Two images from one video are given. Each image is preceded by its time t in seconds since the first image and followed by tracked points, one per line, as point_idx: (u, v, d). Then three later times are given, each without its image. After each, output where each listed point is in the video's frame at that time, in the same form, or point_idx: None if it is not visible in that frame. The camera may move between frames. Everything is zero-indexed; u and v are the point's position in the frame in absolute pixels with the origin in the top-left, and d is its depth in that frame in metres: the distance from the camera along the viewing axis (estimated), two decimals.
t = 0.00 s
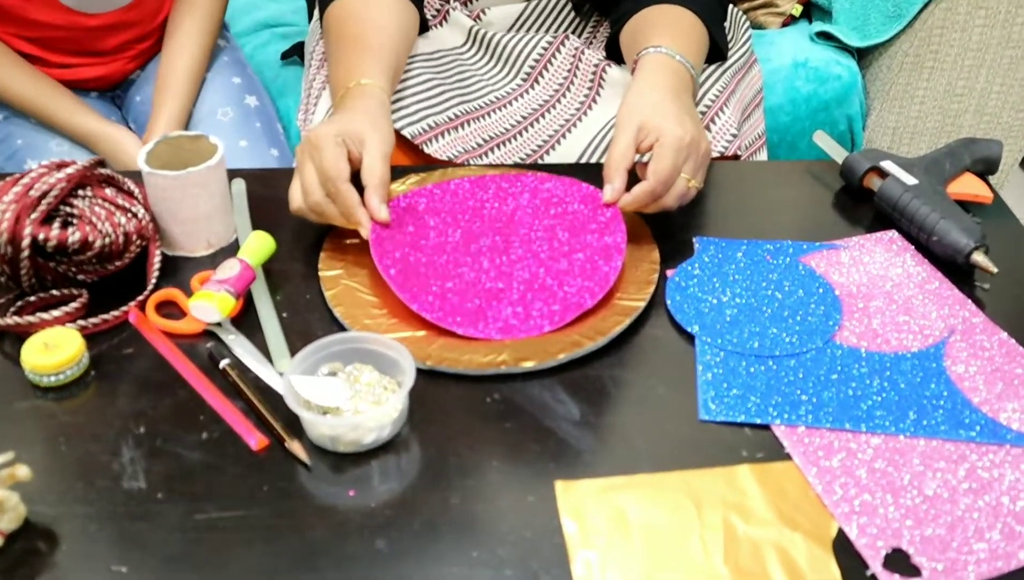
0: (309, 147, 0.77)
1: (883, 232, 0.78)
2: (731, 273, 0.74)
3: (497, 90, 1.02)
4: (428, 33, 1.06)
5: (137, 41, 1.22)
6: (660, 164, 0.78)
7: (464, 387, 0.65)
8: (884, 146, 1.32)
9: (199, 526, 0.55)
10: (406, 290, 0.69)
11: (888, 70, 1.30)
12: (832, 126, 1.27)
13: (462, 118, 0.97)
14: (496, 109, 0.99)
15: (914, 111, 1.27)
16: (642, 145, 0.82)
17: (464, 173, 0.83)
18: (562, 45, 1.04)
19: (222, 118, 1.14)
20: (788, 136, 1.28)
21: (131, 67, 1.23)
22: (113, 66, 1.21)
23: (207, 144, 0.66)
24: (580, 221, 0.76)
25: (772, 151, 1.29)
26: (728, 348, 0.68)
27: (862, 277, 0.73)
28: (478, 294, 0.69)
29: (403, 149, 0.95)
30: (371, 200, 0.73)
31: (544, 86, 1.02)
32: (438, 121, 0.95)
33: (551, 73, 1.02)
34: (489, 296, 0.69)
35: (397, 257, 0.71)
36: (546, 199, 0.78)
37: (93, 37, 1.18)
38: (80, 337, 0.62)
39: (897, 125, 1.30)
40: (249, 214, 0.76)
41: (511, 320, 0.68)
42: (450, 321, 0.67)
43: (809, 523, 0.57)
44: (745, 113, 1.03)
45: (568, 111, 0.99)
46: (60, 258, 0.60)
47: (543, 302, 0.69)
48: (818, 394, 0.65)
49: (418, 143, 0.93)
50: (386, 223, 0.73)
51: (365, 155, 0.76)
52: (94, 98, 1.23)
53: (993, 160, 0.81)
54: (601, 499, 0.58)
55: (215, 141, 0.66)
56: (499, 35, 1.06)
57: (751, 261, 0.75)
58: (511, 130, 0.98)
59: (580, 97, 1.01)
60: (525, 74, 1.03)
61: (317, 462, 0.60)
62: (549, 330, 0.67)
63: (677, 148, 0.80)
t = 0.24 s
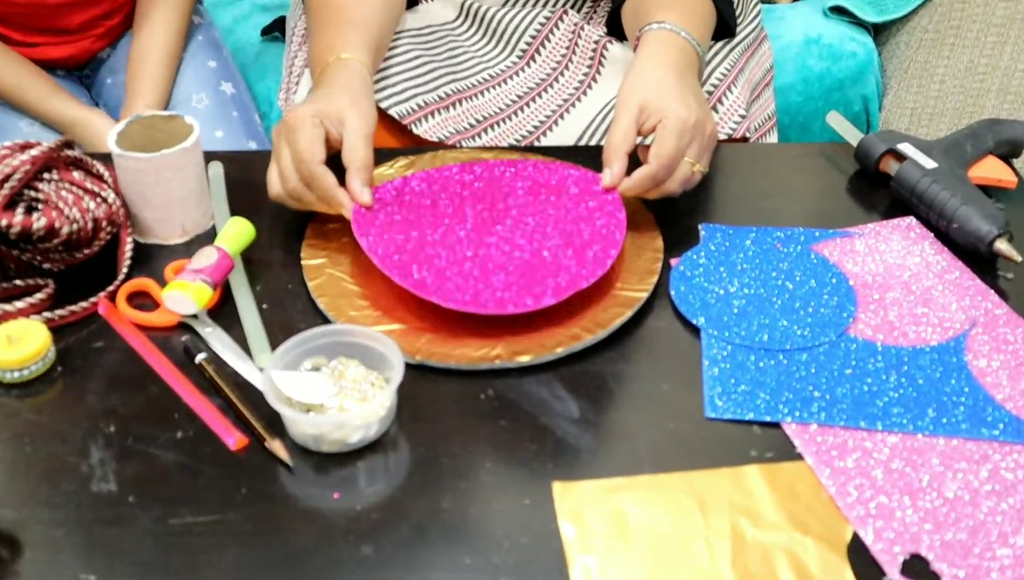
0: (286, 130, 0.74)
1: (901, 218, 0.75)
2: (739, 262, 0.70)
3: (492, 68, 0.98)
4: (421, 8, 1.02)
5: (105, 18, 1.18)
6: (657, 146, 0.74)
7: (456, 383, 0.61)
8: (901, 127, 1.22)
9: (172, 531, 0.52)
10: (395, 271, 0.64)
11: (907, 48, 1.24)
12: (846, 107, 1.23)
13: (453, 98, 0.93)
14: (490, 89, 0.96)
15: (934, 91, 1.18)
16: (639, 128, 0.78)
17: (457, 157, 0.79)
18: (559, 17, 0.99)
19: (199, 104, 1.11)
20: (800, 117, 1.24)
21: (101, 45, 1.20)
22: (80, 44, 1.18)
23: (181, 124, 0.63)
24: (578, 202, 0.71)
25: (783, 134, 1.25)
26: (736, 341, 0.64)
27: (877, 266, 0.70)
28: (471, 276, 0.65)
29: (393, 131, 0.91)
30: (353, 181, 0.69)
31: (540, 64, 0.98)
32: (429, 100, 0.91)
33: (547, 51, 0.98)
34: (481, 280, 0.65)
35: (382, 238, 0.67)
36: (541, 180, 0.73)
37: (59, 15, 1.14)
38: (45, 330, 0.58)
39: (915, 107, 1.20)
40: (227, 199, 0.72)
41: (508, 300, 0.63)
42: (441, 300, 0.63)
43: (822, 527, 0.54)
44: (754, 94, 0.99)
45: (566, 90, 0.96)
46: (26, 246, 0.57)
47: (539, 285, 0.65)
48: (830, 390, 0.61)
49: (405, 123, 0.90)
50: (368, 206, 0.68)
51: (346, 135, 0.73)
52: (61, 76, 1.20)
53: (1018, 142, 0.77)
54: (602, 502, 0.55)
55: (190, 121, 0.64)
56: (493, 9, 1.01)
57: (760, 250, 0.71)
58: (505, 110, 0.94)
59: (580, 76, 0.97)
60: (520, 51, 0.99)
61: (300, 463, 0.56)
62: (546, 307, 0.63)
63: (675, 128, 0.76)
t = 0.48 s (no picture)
0: (271, 118, 0.71)
1: (916, 207, 0.72)
2: (745, 253, 0.67)
3: (487, 51, 0.95)
4: None
5: None
6: (660, 137, 0.72)
7: (449, 379, 0.59)
8: (915, 112, 1.18)
9: (151, 535, 0.49)
10: (386, 273, 0.62)
11: (921, 29, 1.21)
12: (858, 90, 1.20)
13: (448, 82, 0.90)
14: (485, 72, 0.93)
15: (949, 74, 1.13)
16: (640, 117, 0.76)
17: (450, 144, 0.77)
18: None
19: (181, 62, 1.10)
20: (809, 101, 1.21)
21: None
22: None
23: (163, 109, 0.60)
24: (577, 198, 0.69)
25: (793, 117, 1.22)
26: (741, 336, 0.61)
27: (889, 258, 0.67)
28: (466, 276, 0.63)
29: (382, 116, 0.88)
30: (343, 176, 0.67)
31: (536, 47, 0.95)
32: (421, 84, 0.89)
33: (544, 34, 0.96)
34: (475, 277, 0.63)
35: (372, 235, 0.65)
36: (541, 174, 0.71)
37: None
38: (18, 324, 0.56)
39: (929, 91, 1.16)
40: (214, 189, 0.70)
41: (504, 306, 0.61)
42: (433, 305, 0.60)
43: (832, 530, 0.51)
44: (762, 76, 0.95)
45: (565, 73, 0.93)
46: None
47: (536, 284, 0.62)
48: (841, 386, 0.58)
49: (397, 106, 0.86)
50: (358, 201, 0.67)
51: (335, 124, 0.70)
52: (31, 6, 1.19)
53: None
54: (602, 504, 0.52)
55: (172, 106, 0.61)
56: None
57: (767, 241, 0.68)
58: (501, 95, 0.91)
59: (578, 60, 0.94)
60: (516, 33, 0.97)
61: (285, 462, 0.54)
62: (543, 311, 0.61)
63: (677, 118, 0.74)
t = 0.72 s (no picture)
0: (261, 107, 0.68)
1: (932, 197, 0.70)
2: (754, 245, 0.65)
3: (487, 34, 0.93)
4: None
5: None
6: (666, 129, 0.69)
7: (447, 376, 0.56)
8: (931, 98, 1.13)
9: (136, 539, 0.47)
10: (380, 268, 0.60)
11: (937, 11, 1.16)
12: (873, 75, 1.18)
13: (445, 66, 0.88)
14: (484, 56, 0.90)
15: (967, 58, 1.07)
16: (644, 107, 0.73)
17: (447, 131, 0.75)
18: None
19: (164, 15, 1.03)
20: (820, 87, 1.20)
21: None
22: None
23: (146, 94, 0.58)
24: (578, 191, 0.67)
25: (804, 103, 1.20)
26: (751, 331, 0.59)
27: (905, 250, 0.64)
28: (463, 271, 0.60)
29: (376, 100, 0.86)
30: (336, 168, 0.65)
31: (537, 31, 0.93)
32: (418, 68, 0.86)
33: (544, 18, 0.93)
34: (473, 272, 0.60)
35: (366, 228, 0.63)
36: (543, 165, 0.69)
37: None
38: None
39: (946, 76, 1.11)
40: (202, 179, 0.67)
41: (502, 303, 0.58)
42: (428, 301, 0.58)
43: (846, 533, 0.49)
44: (772, 59, 0.92)
45: (567, 58, 0.91)
46: None
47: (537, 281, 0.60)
48: (855, 384, 0.56)
49: (393, 93, 0.83)
50: (352, 193, 0.65)
51: (328, 114, 0.68)
52: None
53: None
54: (606, 506, 0.50)
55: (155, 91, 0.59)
56: None
57: (778, 232, 0.66)
58: (501, 80, 0.88)
59: (581, 44, 0.92)
60: (517, 16, 0.94)
61: (276, 463, 0.52)
62: (544, 309, 0.59)
63: (682, 108, 0.71)
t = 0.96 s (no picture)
0: (252, 97, 0.66)
1: (959, 190, 0.67)
2: (772, 241, 0.62)
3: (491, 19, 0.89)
4: None
5: None
6: (677, 120, 0.67)
7: (449, 379, 0.54)
8: (958, 87, 1.08)
9: (122, 551, 0.45)
10: (379, 267, 0.57)
11: None
12: (896, 62, 1.15)
13: (446, 54, 0.86)
14: (487, 42, 0.88)
15: (995, 44, 1.02)
16: (654, 97, 0.70)
17: (448, 122, 0.72)
18: None
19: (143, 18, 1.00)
20: (841, 75, 1.16)
21: None
22: None
23: (134, 84, 0.56)
24: (587, 186, 0.64)
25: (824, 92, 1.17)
26: (768, 332, 0.56)
27: (930, 246, 0.62)
28: (466, 268, 0.58)
29: (375, 90, 0.84)
30: (330, 160, 0.62)
31: (543, 15, 0.89)
32: (417, 56, 0.84)
33: None
34: (476, 269, 0.58)
35: (365, 225, 0.60)
36: (551, 159, 0.66)
37: None
38: None
39: (973, 62, 1.06)
40: (194, 174, 0.65)
41: (505, 302, 0.56)
42: (428, 301, 0.56)
43: (871, 545, 0.46)
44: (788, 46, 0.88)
45: (574, 45, 0.88)
46: None
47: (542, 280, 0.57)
48: (878, 387, 0.53)
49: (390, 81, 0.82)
50: (346, 187, 0.62)
51: (321, 105, 0.65)
52: None
53: None
54: (616, 515, 0.47)
55: (143, 80, 0.57)
56: None
57: (797, 228, 0.63)
58: (504, 68, 0.86)
59: (587, 31, 0.89)
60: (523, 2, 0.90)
61: (270, 470, 0.49)
62: (550, 309, 0.56)
63: (695, 98, 0.68)
